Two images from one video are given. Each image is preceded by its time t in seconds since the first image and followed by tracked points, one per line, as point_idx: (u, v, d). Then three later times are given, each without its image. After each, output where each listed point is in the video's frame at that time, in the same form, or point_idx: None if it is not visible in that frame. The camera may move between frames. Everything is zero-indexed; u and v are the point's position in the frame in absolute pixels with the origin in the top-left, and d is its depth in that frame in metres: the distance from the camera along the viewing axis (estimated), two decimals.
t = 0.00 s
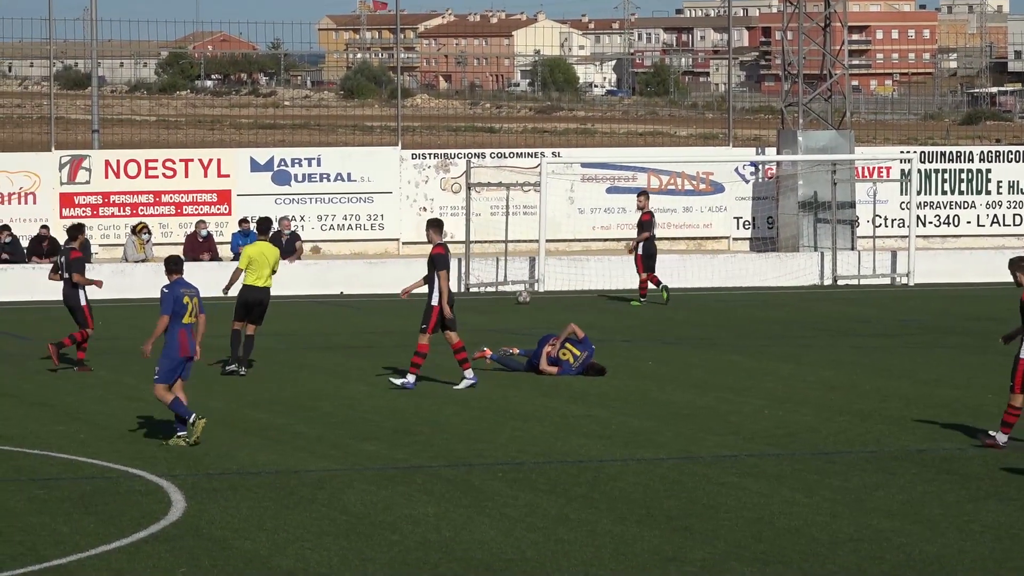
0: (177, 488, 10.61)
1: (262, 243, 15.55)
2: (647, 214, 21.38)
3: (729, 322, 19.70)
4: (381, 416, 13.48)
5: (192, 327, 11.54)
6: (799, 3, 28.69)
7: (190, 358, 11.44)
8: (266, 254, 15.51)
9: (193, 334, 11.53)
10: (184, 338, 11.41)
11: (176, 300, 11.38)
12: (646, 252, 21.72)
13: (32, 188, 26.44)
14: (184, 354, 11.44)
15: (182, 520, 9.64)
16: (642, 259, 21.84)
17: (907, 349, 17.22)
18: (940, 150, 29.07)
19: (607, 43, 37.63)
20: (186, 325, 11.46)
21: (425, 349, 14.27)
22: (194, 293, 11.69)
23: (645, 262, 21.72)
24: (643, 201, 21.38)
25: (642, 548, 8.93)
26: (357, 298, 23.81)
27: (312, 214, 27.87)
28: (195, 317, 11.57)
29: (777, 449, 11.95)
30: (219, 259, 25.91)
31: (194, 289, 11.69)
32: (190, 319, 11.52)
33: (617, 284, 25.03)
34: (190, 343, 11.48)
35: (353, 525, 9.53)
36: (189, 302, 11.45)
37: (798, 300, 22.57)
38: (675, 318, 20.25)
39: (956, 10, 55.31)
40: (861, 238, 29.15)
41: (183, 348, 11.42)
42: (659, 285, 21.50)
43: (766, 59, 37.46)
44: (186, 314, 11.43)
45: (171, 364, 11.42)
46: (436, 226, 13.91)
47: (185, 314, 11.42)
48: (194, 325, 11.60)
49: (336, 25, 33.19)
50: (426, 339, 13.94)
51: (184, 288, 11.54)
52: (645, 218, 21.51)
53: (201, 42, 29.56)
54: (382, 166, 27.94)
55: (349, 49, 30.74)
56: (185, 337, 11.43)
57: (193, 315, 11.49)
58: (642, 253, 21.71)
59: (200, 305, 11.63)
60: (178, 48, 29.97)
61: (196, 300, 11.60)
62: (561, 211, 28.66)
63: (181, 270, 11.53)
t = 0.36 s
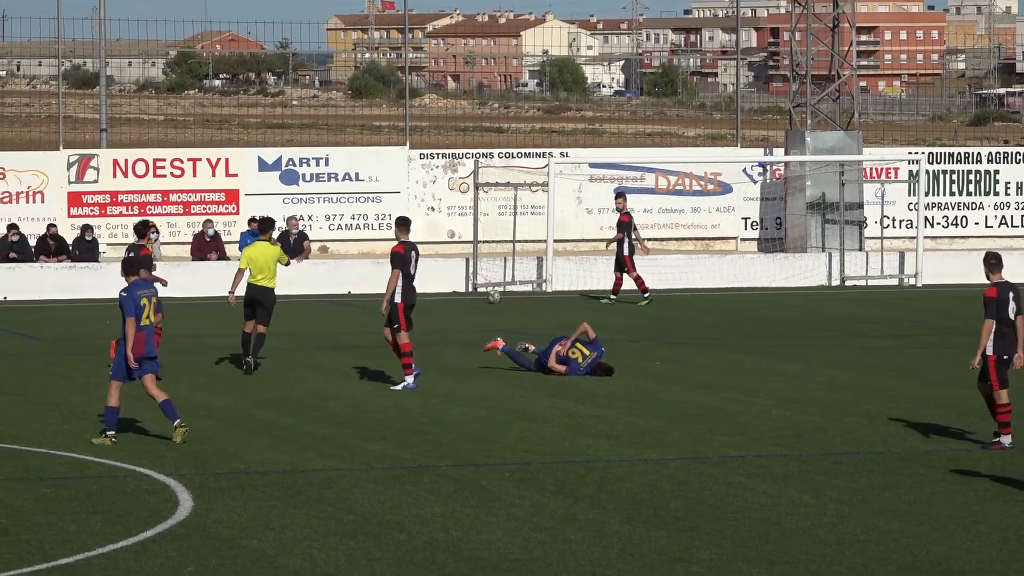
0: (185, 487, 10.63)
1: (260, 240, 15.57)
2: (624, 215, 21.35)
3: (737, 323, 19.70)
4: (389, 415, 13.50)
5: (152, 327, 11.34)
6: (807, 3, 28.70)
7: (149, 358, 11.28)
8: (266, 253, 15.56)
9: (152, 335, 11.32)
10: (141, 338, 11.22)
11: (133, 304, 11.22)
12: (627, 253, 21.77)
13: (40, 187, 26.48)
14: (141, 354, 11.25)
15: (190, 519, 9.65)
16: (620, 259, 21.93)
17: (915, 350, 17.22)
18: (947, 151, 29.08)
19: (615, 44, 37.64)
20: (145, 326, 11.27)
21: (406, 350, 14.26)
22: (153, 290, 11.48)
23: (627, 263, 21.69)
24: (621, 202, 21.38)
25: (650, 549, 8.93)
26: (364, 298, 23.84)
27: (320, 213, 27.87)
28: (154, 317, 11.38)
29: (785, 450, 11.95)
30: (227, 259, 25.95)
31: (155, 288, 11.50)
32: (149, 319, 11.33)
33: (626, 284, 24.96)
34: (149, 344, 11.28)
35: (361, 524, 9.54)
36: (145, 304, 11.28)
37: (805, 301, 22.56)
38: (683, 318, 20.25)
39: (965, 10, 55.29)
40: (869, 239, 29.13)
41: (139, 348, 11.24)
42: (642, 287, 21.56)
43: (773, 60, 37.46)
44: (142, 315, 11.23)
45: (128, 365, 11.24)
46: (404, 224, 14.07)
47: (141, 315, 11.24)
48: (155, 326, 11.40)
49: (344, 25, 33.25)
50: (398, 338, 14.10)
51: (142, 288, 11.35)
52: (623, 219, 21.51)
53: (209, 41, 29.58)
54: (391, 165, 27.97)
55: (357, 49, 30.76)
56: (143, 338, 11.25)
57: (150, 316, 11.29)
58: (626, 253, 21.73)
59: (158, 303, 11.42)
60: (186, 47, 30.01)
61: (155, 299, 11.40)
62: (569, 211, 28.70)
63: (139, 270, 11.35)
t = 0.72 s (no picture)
0: (189, 486, 10.64)
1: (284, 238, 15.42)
2: (602, 213, 21.37)
3: (742, 323, 19.70)
4: (393, 414, 13.51)
5: (121, 322, 11.56)
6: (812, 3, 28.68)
7: (113, 351, 11.44)
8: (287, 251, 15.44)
9: (121, 328, 11.54)
10: (109, 331, 11.44)
11: (97, 297, 11.43)
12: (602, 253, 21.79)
13: (44, 186, 26.48)
14: (110, 348, 11.45)
15: (194, 519, 9.65)
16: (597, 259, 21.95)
17: (920, 350, 17.21)
18: (952, 151, 29.06)
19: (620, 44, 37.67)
20: (113, 320, 11.50)
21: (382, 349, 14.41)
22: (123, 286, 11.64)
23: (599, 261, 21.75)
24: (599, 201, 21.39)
25: (653, 549, 8.93)
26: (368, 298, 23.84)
27: (325, 213, 27.91)
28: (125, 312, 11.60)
29: (790, 450, 11.94)
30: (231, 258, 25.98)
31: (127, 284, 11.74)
32: (120, 314, 11.55)
33: (631, 284, 24.92)
34: (118, 337, 11.48)
35: (365, 524, 9.55)
36: (111, 298, 11.46)
37: (809, 301, 22.57)
38: (687, 318, 20.25)
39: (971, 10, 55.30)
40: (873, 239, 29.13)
41: (107, 342, 11.44)
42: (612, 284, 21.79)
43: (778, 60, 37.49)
44: (109, 309, 11.44)
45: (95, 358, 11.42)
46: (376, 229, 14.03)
47: (110, 309, 11.46)
48: (126, 319, 11.62)
49: (349, 24, 33.28)
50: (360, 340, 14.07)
51: (112, 284, 11.59)
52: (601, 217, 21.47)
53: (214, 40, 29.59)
54: (395, 165, 27.99)
55: (362, 49, 30.80)
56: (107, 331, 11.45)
57: (117, 310, 11.47)
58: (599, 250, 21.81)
59: (128, 298, 11.57)
60: (191, 46, 30.04)
61: (127, 295, 11.63)
62: (574, 211, 28.73)
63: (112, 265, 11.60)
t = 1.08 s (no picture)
0: (190, 486, 10.65)
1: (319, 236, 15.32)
2: (575, 213, 21.52)
3: (743, 323, 19.71)
4: (393, 414, 13.52)
5: (99, 322, 11.74)
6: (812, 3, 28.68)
7: (87, 351, 11.66)
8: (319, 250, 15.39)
9: (97, 329, 11.72)
10: (83, 331, 11.64)
11: (77, 295, 11.66)
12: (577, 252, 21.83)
13: (45, 186, 26.50)
14: (82, 348, 11.66)
15: (196, 519, 9.65)
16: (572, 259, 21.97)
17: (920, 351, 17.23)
18: (953, 151, 29.07)
19: (621, 43, 37.68)
20: (90, 319, 11.69)
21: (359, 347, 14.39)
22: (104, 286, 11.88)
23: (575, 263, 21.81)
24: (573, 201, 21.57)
25: (654, 549, 8.94)
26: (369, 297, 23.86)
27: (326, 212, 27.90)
28: (104, 312, 11.78)
29: (791, 449, 11.94)
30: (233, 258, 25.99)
31: (109, 284, 11.92)
32: (98, 314, 11.73)
33: (631, 284, 24.95)
34: (92, 337, 11.67)
35: (366, 524, 9.56)
36: (91, 297, 11.68)
37: (810, 301, 22.57)
38: (688, 318, 20.25)
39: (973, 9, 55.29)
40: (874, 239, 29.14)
41: (81, 340, 11.65)
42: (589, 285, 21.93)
43: (779, 60, 37.49)
44: (86, 308, 11.65)
45: (68, 355, 11.67)
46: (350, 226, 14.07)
47: (87, 308, 11.64)
48: (104, 320, 11.80)
49: (349, 24, 33.30)
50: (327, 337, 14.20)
51: (92, 283, 11.79)
52: (574, 217, 21.59)
53: (215, 40, 29.59)
54: (396, 165, 27.99)
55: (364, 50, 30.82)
56: (83, 330, 11.66)
57: (95, 310, 11.68)
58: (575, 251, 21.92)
59: (108, 300, 11.81)
60: (192, 46, 30.03)
61: (106, 296, 11.80)
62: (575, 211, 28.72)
63: (94, 265, 11.79)
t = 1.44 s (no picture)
0: (191, 486, 10.64)
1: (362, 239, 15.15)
2: (552, 214, 21.68)
3: (744, 323, 19.70)
4: (394, 414, 13.52)
5: (82, 322, 11.78)
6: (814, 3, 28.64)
7: (70, 350, 11.75)
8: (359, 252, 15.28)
9: (79, 328, 11.77)
10: (66, 330, 11.72)
11: (58, 296, 11.74)
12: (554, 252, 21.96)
13: (47, 185, 26.50)
14: (65, 347, 11.77)
15: (197, 519, 9.65)
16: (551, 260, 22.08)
17: (922, 351, 17.22)
18: (954, 151, 29.06)
19: (622, 43, 37.67)
20: (73, 319, 11.75)
21: (343, 344, 14.48)
22: (88, 285, 11.88)
23: (555, 263, 21.85)
24: (549, 202, 21.77)
25: (655, 548, 8.93)
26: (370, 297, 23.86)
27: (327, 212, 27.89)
28: (87, 311, 11.80)
29: (792, 449, 11.93)
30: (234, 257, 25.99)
31: (94, 283, 11.93)
32: (82, 313, 11.78)
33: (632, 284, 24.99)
34: (75, 337, 11.74)
35: (367, 524, 9.55)
36: (71, 298, 11.72)
37: (811, 301, 22.56)
38: (690, 318, 20.23)
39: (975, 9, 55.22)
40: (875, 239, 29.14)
41: (64, 340, 11.75)
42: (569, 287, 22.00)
43: (781, 60, 37.48)
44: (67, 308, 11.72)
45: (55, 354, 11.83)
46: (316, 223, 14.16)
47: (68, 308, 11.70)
48: (89, 320, 11.82)
49: (351, 24, 33.34)
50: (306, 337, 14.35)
51: (74, 283, 11.83)
52: (551, 218, 21.76)
53: (217, 40, 29.57)
54: (397, 164, 27.98)
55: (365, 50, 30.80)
56: (66, 330, 11.74)
57: (76, 310, 11.72)
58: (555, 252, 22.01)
59: (90, 299, 11.81)
60: (193, 45, 30.01)
61: (88, 295, 11.82)
62: (576, 210, 28.72)
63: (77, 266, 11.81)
